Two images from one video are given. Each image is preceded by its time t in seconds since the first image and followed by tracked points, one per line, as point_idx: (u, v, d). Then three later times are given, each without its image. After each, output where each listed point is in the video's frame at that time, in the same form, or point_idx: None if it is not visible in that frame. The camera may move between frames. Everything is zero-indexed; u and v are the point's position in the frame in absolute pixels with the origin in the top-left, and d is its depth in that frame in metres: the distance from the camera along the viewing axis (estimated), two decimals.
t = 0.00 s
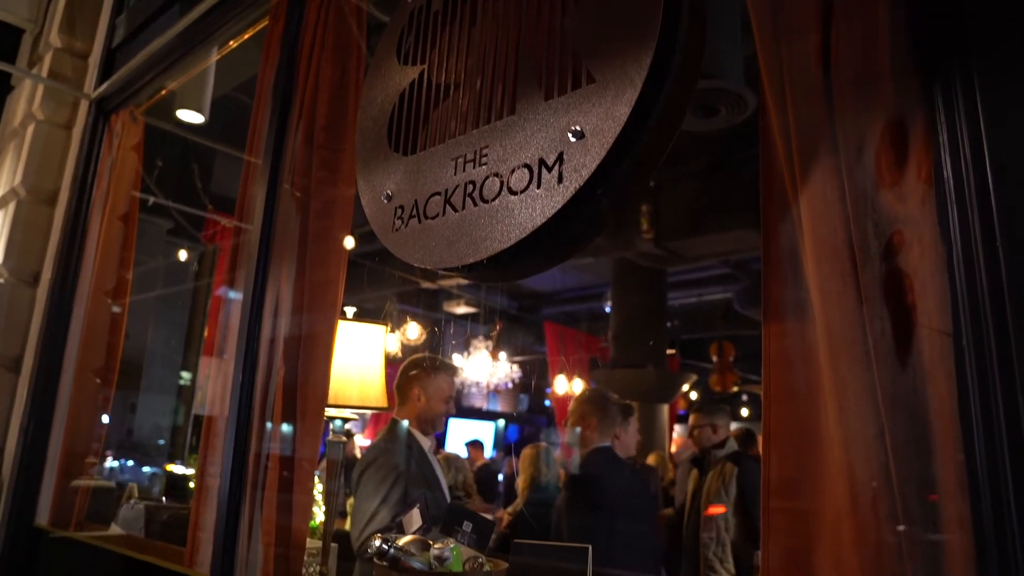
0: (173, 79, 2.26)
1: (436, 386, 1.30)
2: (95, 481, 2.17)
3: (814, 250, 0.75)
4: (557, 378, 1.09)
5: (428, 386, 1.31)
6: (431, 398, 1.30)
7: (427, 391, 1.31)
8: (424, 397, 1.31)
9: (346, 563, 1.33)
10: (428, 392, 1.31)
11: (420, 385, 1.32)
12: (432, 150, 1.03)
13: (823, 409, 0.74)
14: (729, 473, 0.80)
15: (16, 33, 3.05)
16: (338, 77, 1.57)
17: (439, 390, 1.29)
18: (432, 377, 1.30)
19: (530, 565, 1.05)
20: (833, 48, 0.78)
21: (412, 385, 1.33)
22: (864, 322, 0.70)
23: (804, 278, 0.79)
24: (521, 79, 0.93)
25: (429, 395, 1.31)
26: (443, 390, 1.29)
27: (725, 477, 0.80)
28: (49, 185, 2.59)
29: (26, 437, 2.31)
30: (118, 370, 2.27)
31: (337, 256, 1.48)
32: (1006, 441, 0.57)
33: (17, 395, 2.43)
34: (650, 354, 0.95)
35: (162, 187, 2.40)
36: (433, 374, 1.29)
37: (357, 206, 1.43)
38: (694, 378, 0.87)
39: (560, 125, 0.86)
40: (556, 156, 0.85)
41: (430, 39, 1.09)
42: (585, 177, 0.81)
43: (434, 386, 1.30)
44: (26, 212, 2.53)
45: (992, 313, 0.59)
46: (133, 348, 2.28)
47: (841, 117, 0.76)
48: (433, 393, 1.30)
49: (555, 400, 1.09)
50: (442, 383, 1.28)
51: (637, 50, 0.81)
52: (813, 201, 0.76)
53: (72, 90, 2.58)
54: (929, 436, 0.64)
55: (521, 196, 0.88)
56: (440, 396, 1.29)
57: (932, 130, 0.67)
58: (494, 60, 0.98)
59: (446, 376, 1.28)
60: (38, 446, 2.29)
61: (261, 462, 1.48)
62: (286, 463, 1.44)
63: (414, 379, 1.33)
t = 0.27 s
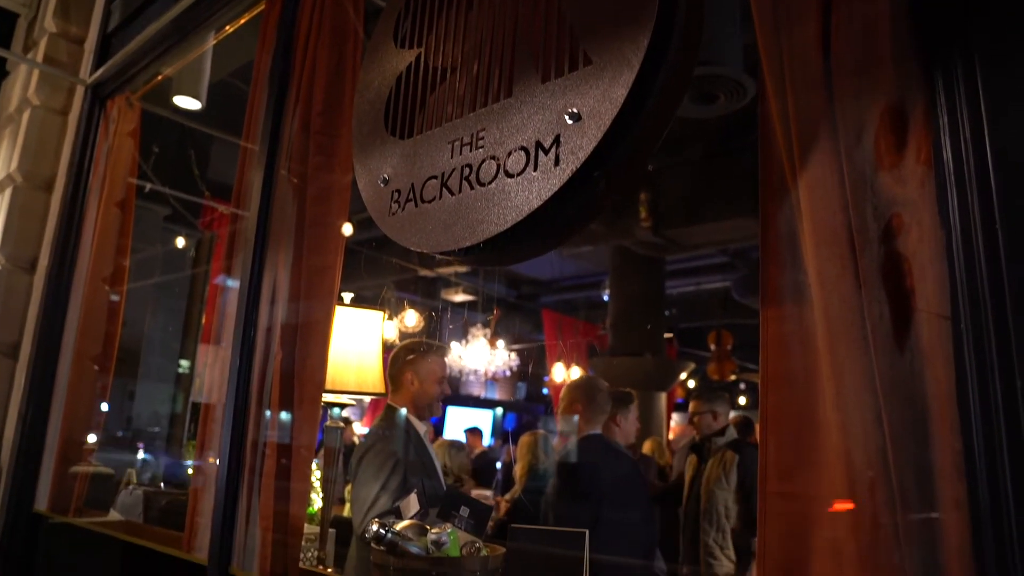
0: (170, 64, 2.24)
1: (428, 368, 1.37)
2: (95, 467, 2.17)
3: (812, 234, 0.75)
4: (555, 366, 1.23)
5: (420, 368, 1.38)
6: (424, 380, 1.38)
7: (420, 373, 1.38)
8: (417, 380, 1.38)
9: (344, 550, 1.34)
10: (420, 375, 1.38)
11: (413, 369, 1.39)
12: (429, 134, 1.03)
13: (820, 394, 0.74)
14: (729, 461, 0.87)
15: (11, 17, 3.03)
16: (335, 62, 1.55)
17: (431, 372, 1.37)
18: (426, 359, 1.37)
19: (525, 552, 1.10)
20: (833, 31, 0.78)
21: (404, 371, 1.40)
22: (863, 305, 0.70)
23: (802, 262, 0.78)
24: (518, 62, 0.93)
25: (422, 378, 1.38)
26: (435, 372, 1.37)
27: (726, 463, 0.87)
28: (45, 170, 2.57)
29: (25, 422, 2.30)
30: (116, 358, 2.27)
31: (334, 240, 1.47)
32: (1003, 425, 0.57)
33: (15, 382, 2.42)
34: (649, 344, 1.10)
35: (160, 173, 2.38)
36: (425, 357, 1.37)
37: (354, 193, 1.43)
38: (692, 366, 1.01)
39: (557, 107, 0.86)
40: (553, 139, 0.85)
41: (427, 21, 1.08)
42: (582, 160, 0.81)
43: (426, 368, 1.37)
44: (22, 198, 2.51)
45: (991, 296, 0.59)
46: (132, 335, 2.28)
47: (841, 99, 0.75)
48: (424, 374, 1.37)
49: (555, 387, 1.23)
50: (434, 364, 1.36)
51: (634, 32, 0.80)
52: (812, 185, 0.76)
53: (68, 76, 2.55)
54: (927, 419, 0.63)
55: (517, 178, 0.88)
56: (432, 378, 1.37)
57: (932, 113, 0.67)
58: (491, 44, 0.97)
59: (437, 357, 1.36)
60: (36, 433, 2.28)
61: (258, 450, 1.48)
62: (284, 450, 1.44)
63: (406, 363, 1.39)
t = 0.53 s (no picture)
0: (166, 48, 2.21)
1: (428, 351, 1.46)
2: (96, 451, 2.19)
3: (815, 214, 0.75)
4: (555, 353, 1.44)
5: (420, 352, 1.46)
6: (425, 363, 1.48)
7: (421, 356, 1.47)
8: (419, 364, 1.47)
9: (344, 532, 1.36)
10: (421, 358, 1.47)
11: (413, 353, 1.46)
12: (429, 115, 1.03)
13: (821, 374, 0.73)
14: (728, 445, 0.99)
15: None
16: (334, 45, 1.54)
17: (431, 354, 1.46)
18: (423, 343, 1.45)
19: (530, 537, 1.12)
20: (836, 10, 0.77)
21: (404, 356, 1.48)
22: (865, 286, 0.69)
23: (804, 243, 0.78)
24: (519, 42, 0.92)
25: (423, 361, 1.47)
26: (435, 355, 1.47)
27: (725, 448, 1.00)
28: (43, 155, 2.55)
29: (26, 406, 2.28)
30: (116, 346, 2.27)
31: (334, 225, 1.46)
32: (1005, 406, 0.57)
33: (16, 367, 2.41)
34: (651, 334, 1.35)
35: (160, 159, 2.42)
36: (422, 341, 1.45)
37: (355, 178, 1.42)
38: (693, 351, 1.24)
39: (558, 87, 0.85)
40: (553, 119, 0.85)
41: (426, 1, 1.07)
42: (582, 140, 0.81)
43: (427, 350, 1.46)
44: (22, 183, 2.49)
45: (994, 275, 0.59)
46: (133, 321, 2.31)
47: (843, 78, 0.75)
48: (425, 357, 1.47)
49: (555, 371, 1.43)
50: (433, 347, 1.45)
51: (636, 11, 0.80)
52: (814, 166, 0.75)
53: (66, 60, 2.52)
54: (929, 400, 0.63)
55: (518, 159, 0.88)
56: (433, 360, 1.47)
57: (936, 92, 0.66)
58: (492, 25, 0.97)
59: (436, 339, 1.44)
60: (37, 419, 2.26)
61: (258, 436, 1.45)
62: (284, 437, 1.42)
63: (407, 347, 1.46)
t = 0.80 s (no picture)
0: (166, 33, 2.19)
1: (444, 340, 1.52)
2: (99, 436, 2.20)
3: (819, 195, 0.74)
4: (556, 340, 1.44)
5: (436, 340, 1.52)
6: (441, 352, 1.54)
7: (437, 345, 1.53)
8: (434, 351, 1.54)
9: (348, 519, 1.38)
10: (437, 347, 1.53)
11: (430, 342, 1.52)
12: (431, 97, 1.02)
13: (825, 356, 0.73)
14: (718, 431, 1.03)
15: None
16: (335, 28, 1.52)
17: (447, 344, 1.53)
18: (438, 332, 1.51)
19: (528, 522, 1.05)
20: None
21: (421, 342, 1.53)
22: (869, 268, 0.69)
23: (808, 225, 0.78)
24: (522, 23, 0.92)
25: (439, 349, 1.54)
26: (451, 344, 1.53)
27: (716, 434, 1.03)
28: (44, 140, 2.54)
29: (28, 392, 2.28)
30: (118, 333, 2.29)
31: (335, 209, 1.45)
32: (1010, 389, 0.57)
33: (19, 353, 2.42)
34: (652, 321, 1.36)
35: (158, 143, 2.47)
36: (439, 329, 1.51)
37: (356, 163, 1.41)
38: (695, 338, 1.23)
39: (562, 68, 0.85)
40: (557, 100, 0.84)
41: None
42: (586, 122, 0.80)
43: (444, 339, 1.52)
44: (22, 168, 2.49)
45: (1001, 257, 0.59)
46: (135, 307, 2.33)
47: (850, 59, 0.74)
48: (442, 346, 1.53)
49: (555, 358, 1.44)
50: (450, 337, 1.52)
51: None
52: (819, 147, 0.75)
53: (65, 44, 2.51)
54: (933, 382, 0.63)
55: (521, 141, 0.88)
56: (448, 349, 1.53)
57: (943, 73, 0.66)
58: (495, 6, 0.96)
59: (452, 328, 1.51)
60: (39, 405, 2.27)
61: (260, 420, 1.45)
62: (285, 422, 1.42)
63: (423, 335, 1.52)
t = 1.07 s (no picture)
0: (169, 19, 2.17)
1: (479, 344, 1.59)
2: (105, 422, 2.20)
3: (827, 176, 0.73)
4: (560, 327, 1.58)
5: (472, 343, 1.58)
6: (473, 354, 1.60)
7: (472, 347, 1.59)
8: (467, 352, 1.59)
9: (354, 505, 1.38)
10: (470, 349, 1.59)
11: (465, 343, 1.58)
12: (436, 81, 1.02)
13: (833, 341, 0.73)
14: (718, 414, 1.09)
15: None
16: (339, 12, 1.49)
17: (482, 348, 1.59)
18: (478, 335, 1.57)
19: (531, 509, 1.07)
20: None
21: (455, 343, 1.58)
22: (877, 251, 0.69)
23: (816, 208, 0.77)
24: (528, 6, 0.91)
25: (472, 351, 1.60)
26: (486, 348, 1.59)
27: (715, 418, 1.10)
28: (48, 127, 2.54)
29: (35, 379, 2.29)
30: (123, 321, 2.29)
31: (340, 199, 1.44)
32: (1019, 372, 0.56)
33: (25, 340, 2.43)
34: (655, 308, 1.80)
35: (162, 131, 2.47)
36: (478, 334, 1.57)
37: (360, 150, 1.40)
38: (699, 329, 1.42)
39: (567, 50, 0.84)
40: (563, 83, 0.84)
41: None
42: (592, 104, 0.80)
43: (480, 343, 1.59)
44: (27, 155, 2.48)
45: (1010, 239, 0.58)
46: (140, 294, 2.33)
47: (858, 42, 0.73)
48: (476, 349, 1.59)
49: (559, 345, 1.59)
50: (487, 342, 1.59)
51: None
52: (827, 130, 0.74)
53: (69, 30, 2.50)
54: (941, 366, 0.63)
55: (526, 124, 0.87)
56: (482, 353, 1.59)
57: (954, 54, 0.65)
58: None
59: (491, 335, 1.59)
60: (46, 390, 2.28)
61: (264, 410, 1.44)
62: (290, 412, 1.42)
63: (460, 336, 1.57)
